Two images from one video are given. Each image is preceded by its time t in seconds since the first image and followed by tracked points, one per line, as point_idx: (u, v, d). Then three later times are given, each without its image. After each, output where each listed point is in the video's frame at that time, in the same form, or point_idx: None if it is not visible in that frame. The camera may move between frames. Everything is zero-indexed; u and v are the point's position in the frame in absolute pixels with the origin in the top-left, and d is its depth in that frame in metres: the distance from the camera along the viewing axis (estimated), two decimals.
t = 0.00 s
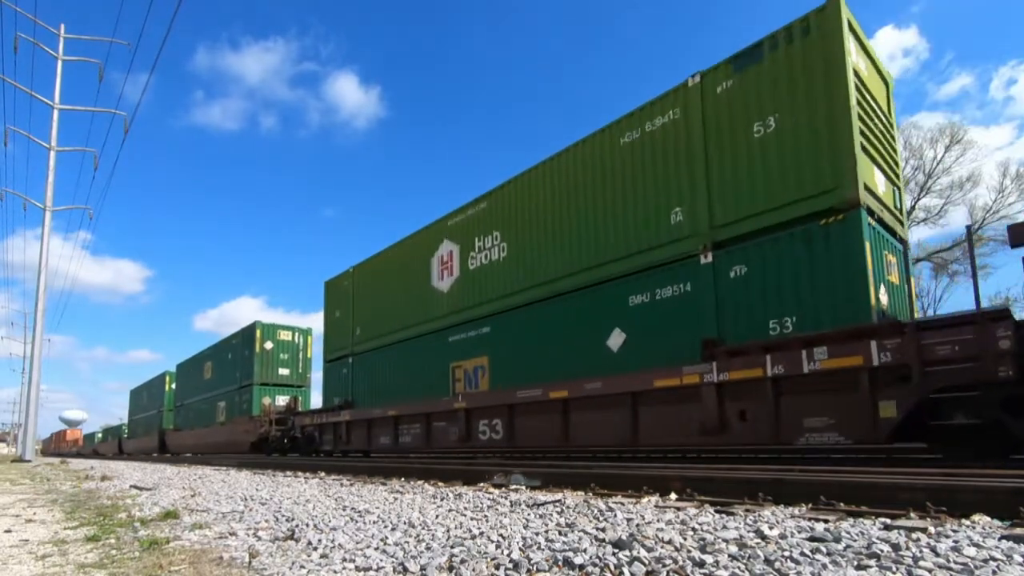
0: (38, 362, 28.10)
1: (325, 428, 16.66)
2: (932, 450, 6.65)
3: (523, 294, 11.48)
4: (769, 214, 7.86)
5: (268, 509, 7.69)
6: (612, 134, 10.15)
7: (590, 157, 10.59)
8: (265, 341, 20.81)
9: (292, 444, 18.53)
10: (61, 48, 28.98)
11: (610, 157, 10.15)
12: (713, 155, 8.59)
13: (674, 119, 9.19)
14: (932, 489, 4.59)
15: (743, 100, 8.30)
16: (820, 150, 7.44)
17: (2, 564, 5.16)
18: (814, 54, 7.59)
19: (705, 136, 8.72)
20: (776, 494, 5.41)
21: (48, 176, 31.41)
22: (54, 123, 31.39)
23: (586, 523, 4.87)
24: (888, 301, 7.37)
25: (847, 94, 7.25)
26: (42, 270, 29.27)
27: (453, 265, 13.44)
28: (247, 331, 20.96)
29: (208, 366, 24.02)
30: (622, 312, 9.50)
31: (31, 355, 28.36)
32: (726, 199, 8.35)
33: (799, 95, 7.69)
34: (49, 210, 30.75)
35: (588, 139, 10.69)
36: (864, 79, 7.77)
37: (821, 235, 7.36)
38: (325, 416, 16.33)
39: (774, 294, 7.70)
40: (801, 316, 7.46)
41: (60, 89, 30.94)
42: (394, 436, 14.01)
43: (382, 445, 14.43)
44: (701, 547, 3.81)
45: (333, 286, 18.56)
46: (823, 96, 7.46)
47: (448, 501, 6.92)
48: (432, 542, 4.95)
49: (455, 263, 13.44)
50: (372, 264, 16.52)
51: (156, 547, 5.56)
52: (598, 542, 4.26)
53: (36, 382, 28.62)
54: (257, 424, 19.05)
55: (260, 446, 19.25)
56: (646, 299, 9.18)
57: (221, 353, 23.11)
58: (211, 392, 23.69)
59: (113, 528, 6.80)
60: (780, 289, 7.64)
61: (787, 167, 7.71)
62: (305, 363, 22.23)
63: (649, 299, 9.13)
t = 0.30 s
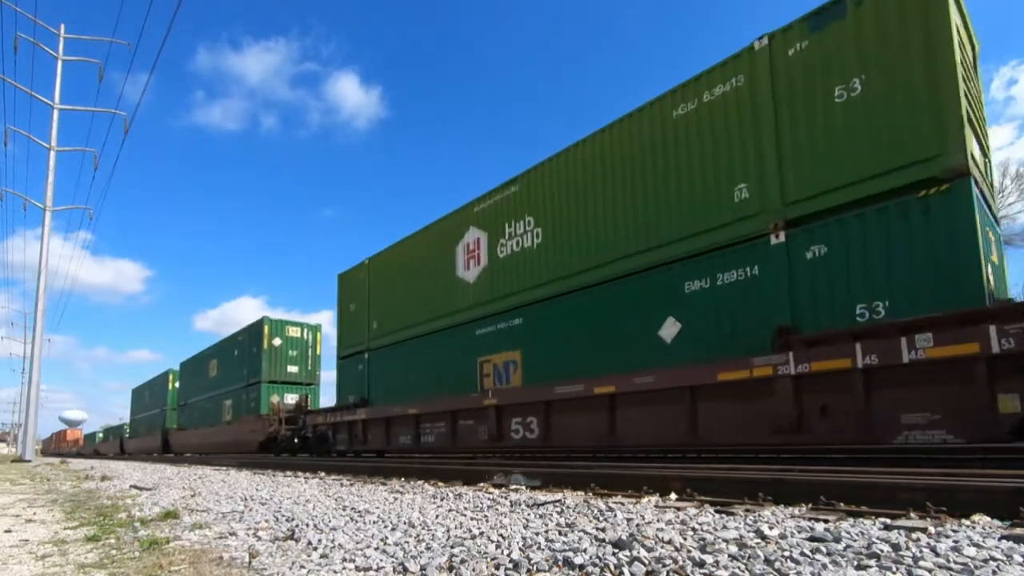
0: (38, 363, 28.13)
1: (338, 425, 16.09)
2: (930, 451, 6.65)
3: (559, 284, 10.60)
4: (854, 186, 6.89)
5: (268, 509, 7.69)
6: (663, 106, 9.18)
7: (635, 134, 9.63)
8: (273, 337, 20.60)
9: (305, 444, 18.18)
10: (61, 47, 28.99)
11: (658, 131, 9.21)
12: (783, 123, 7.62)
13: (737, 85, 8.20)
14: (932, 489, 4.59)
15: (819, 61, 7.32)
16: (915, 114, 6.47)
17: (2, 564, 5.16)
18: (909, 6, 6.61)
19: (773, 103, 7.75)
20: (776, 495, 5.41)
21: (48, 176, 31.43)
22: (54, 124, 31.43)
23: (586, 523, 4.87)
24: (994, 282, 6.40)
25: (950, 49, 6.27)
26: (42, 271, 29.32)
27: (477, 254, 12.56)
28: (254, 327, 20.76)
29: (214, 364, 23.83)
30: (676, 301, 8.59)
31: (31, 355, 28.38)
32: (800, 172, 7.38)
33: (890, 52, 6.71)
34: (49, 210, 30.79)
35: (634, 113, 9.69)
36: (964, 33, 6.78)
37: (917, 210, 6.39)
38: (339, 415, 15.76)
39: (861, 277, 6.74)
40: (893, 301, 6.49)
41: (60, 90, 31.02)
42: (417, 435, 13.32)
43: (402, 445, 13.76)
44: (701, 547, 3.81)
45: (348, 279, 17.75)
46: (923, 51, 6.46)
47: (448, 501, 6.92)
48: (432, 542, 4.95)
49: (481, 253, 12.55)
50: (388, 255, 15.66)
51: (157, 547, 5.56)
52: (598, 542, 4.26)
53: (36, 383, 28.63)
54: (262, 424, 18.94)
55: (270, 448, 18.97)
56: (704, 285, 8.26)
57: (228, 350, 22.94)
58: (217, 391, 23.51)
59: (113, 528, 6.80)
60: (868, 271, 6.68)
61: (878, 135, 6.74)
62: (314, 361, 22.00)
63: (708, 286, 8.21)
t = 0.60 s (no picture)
0: (38, 363, 28.12)
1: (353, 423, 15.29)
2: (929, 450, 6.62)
3: (601, 272, 9.72)
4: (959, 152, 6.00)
5: (268, 509, 7.69)
6: (723, 73, 8.27)
7: (688, 106, 8.68)
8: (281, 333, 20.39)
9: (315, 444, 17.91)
10: (61, 48, 29.02)
11: (717, 101, 8.29)
12: (871, 86, 6.73)
13: (813, 46, 7.30)
14: (931, 489, 4.59)
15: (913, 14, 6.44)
16: None
17: (2, 564, 5.16)
18: None
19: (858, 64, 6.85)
20: (776, 495, 5.40)
21: (48, 176, 31.40)
22: (54, 124, 31.42)
23: (586, 523, 4.87)
24: None
25: None
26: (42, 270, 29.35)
27: (506, 242, 11.70)
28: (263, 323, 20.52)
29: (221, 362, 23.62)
30: (740, 287, 7.73)
31: (31, 355, 28.37)
32: (891, 139, 6.51)
33: None
34: (49, 210, 30.77)
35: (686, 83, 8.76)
36: None
37: None
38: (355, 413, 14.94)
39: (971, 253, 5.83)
40: (1011, 280, 5.59)
41: (60, 89, 30.99)
42: (441, 435, 12.40)
43: (423, 445, 12.86)
44: (701, 547, 3.81)
45: (360, 273, 16.87)
46: None
47: (449, 501, 6.92)
48: (432, 542, 4.95)
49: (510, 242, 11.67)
50: (405, 246, 14.81)
51: (157, 547, 5.56)
52: (598, 542, 4.25)
53: (36, 382, 28.64)
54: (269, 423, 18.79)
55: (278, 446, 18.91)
56: (774, 268, 7.41)
57: (236, 346, 22.71)
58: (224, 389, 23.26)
59: (113, 528, 6.80)
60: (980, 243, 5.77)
61: (985, 92, 5.88)
62: (323, 359, 21.71)
63: (779, 269, 7.36)
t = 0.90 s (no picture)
0: (38, 363, 28.13)
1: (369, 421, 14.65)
2: (930, 449, 6.62)
3: (650, 257, 8.78)
4: None
5: (268, 509, 7.69)
6: (797, 32, 7.31)
7: (751, 72, 7.75)
8: (292, 329, 20.17)
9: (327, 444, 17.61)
10: (61, 47, 28.99)
11: (790, 64, 7.34)
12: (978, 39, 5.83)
13: None
14: (931, 489, 4.59)
15: None
16: None
17: (2, 564, 5.15)
18: None
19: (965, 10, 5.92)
20: (777, 495, 5.41)
21: (48, 176, 31.39)
22: (54, 124, 31.43)
23: (586, 523, 4.87)
24: None
25: None
26: (42, 270, 29.37)
27: (537, 229, 10.85)
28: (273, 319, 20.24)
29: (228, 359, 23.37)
30: (799, 275, 7.00)
31: (31, 355, 28.35)
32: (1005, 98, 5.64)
33: None
34: (49, 210, 30.75)
35: (741, 51, 7.91)
36: None
37: None
38: (374, 411, 14.25)
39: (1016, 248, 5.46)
40: None
41: (60, 89, 31.06)
42: (468, 434, 11.70)
43: (449, 443, 12.20)
44: (701, 547, 3.81)
45: (373, 264, 16.02)
46: None
47: (449, 501, 6.92)
48: (432, 542, 4.95)
49: (535, 231, 10.93)
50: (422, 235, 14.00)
51: (156, 547, 5.56)
52: (598, 542, 4.25)
53: (37, 382, 28.65)
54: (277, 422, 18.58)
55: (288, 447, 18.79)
56: (861, 247, 6.51)
57: (244, 342, 22.49)
58: (231, 386, 23.05)
59: (113, 528, 6.80)
60: None
61: None
62: (333, 356, 21.50)
63: (867, 248, 6.46)
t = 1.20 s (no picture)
0: (38, 363, 28.16)
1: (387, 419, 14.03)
2: (930, 449, 6.62)
3: (709, 239, 7.95)
4: None
5: (268, 509, 7.69)
6: None
7: (832, 30, 6.90)
8: (302, 324, 19.77)
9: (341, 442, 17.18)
10: (61, 48, 28.98)
11: (880, 16, 6.47)
12: None
13: None
14: (931, 489, 4.59)
15: None
16: None
17: (2, 564, 5.15)
18: None
19: None
20: (777, 495, 5.41)
21: (48, 176, 31.39)
22: (54, 124, 31.46)
23: (586, 523, 4.87)
24: None
25: None
26: (42, 270, 29.39)
27: (577, 211, 10.07)
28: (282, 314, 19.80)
29: (236, 356, 22.95)
30: (814, 272, 6.80)
31: (31, 355, 28.37)
32: None
33: None
34: (49, 210, 30.76)
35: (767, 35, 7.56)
36: None
37: None
38: (393, 408, 13.59)
39: None
40: None
41: (60, 88, 31.10)
42: (499, 432, 11.01)
43: (477, 443, 11.53)
44: (701, 547, 3.81)
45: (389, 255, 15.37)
46: None
47: (449, 501, 6.92)
48: (432, 542, 4.95)
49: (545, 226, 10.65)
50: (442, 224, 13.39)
51: (156, 547, 5.56)
52: (598, 542, 4.25)
53: (37, 382, 28.66)
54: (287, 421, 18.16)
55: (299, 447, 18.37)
56: (972, 220, 5.66)
57: (253, 339, 22.11)
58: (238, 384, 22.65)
59: (113, 528, 6.80)
60: None
61: None
62: (343, 352, 21.11)
63: (980, 221, 5.60)
